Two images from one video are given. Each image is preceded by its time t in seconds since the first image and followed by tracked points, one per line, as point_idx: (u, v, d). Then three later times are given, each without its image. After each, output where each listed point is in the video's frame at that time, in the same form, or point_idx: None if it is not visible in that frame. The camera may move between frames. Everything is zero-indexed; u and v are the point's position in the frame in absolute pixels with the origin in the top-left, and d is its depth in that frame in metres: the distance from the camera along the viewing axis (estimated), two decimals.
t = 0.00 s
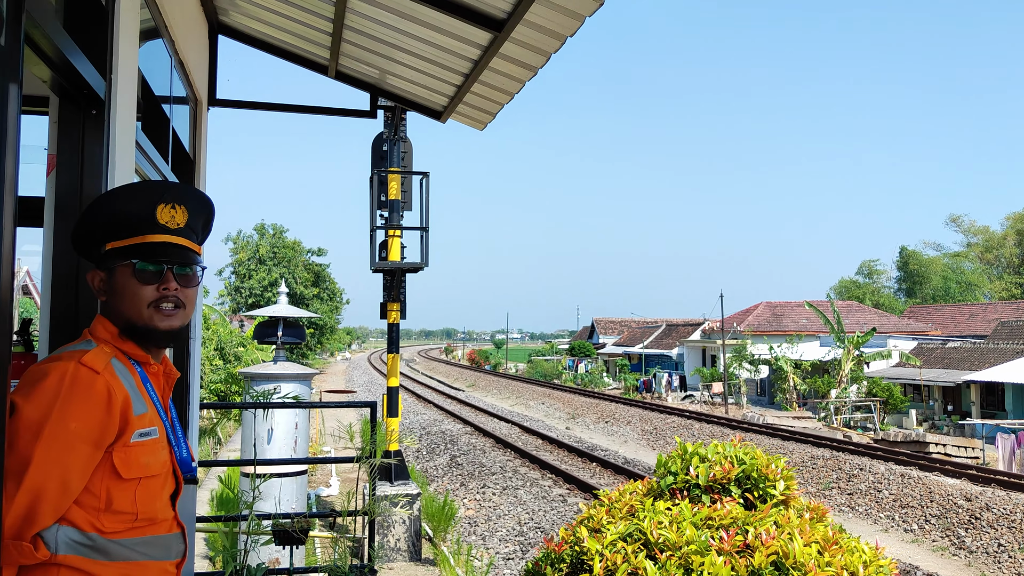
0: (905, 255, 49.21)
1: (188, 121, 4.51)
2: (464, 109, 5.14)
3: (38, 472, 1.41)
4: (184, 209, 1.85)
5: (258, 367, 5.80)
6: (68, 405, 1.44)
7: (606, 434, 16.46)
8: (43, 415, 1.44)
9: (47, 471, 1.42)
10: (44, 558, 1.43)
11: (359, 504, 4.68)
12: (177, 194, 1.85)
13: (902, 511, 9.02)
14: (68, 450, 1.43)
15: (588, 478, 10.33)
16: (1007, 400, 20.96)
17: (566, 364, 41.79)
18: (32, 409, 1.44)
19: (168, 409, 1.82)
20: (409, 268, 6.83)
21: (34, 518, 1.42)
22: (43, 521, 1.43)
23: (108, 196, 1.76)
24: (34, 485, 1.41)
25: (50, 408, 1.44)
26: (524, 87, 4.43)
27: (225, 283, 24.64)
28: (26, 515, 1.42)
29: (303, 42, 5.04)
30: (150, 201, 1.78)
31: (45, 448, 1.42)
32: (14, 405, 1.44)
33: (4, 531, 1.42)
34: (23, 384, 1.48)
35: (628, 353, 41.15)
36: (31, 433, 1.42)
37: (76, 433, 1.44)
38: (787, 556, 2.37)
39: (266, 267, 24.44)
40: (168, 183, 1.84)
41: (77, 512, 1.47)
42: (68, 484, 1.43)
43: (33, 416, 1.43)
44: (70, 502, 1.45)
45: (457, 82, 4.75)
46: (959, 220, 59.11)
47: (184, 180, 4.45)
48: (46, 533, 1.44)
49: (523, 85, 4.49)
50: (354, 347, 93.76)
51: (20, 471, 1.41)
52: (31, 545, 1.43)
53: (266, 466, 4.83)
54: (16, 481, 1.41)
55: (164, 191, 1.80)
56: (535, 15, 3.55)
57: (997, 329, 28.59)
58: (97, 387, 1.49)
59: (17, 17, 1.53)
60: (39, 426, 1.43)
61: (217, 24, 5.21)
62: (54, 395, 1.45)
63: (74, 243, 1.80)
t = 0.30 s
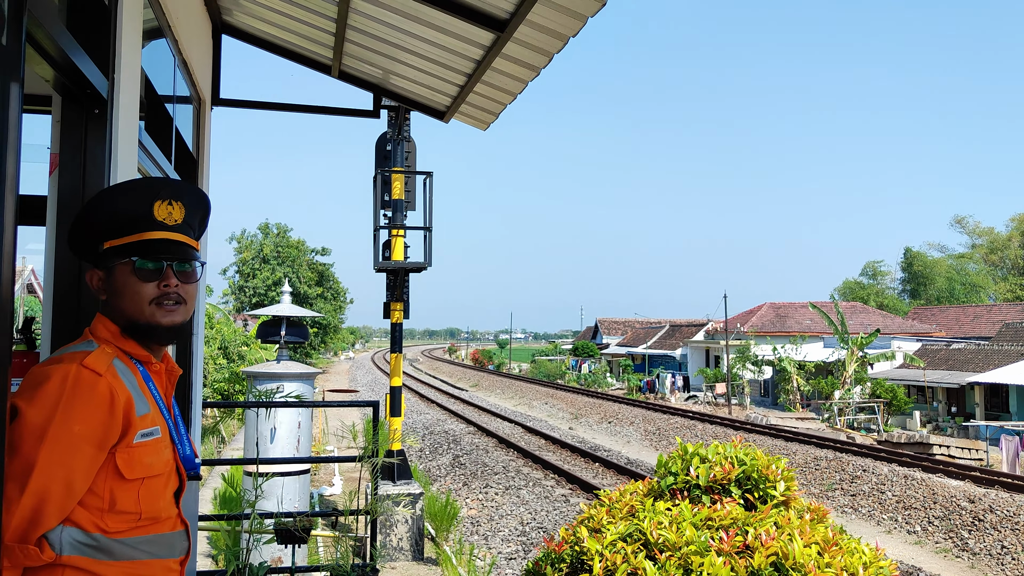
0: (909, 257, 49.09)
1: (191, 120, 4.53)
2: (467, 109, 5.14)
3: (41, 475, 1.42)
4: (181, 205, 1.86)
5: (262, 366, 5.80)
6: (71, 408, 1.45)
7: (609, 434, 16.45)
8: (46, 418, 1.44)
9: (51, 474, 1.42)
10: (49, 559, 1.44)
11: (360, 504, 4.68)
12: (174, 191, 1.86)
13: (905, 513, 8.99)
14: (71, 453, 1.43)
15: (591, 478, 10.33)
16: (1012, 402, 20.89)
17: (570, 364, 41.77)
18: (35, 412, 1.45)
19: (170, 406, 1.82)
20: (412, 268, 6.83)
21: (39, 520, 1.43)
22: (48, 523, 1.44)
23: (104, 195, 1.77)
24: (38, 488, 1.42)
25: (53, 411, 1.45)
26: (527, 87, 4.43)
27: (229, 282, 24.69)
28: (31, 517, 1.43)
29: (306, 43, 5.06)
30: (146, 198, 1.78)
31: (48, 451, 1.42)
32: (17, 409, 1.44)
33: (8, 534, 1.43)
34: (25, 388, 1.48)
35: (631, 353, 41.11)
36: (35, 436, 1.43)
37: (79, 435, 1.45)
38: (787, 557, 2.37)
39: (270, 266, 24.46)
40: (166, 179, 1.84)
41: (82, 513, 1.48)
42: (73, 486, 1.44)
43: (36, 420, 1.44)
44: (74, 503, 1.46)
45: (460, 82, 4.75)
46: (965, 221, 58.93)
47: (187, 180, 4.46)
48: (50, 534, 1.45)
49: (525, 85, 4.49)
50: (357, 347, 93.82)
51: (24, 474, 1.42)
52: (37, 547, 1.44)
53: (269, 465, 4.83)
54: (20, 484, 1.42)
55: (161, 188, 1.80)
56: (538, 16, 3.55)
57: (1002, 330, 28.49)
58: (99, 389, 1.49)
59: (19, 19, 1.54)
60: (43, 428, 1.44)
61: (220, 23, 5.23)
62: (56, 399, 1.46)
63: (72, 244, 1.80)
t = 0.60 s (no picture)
0: (914, 256, 48.94)
1: (196, 117, 4.54)
2: (472, 107, 5.14)
3: (37, 474, 1.42)
4: (185, 203, 1.86)
5: (266, 362, 5.81)
6: (69, 407, 1.45)
7: (613, 432, 16.45)
8: (42, 417, 1.45)
9: (45, 473, 1.43)
10: (44, 556, 1.45)
11: (364, 501, 4.68)
12: (178, 189, 1.86)
13: (909, 513, 8.97)
14: (67, 453, 1.44)
15: (594, 477, 10.32)
16: (1017, 402, 20.82)
17: (574, 362, 41.78)
18: (32, 411, 1.45)
19: (174, 403, 1.83)
20: (416, 265, 6.83)
21: (35, 517, 1.44)
22: (44, 519, 1.45)
23: (109, 193, 1.77)
24: (33, 485, 1.43)
25: (49, 411, 1.45)
26: (531, 85, 4.43)
27: (233, 279, 24.69)
28: (26, 515, 1.43)
29: (310, 39, 5.06)
30: (151, 196, 1.79)
31: (44, 451, 1.43)
32: (14, 408, 1.45)
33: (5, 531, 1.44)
34: (23, 386, 1.49)
35: (635, 352, 41.03)
36: (30, 435, 1.44)
37: (75, 435, 1.45)
38: (789, 556, 2.36)
39: (275, 263, 24.51)
40: (171, 176, 1.85)
41: (78, 511, 1.49)
42: (68, 484, 1.45)
43: (33, 419, 1.45)
44: (71, 501, 1.47)
45: (465, 80, 4.75)
46: (971, 220, 58.77)
47: (192, 176, 4.47)
48: (46, 531, 1.46)
49: (529, 83, 4.49)
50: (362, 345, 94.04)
51: (19, 473, 1.43)
52: (32, 544, 1.45)
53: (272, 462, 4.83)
54: (15, 483, 1.43)
55: (165, 186, 1.81)
56: (542, 13, 3.55)
57: (1008, 330, 28.38)
58: (97, 389, 1.50)
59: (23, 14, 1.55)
60: (39, 427, 1.44)
61: (225, 20, 5.24)
62: (53, 398, 1.46)
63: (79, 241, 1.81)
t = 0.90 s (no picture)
0: (918, 255, 48.84)
1: (199, 114, 4.54)
2: (475, 104, 5.14)
3: (39, 470, 1.43)
4: (187, 200, 1.87)
5: (268, 360, 5.82)
6: (70, 405, 1.46)
7: (615, 431, 16.44)
8: (44, 414, 1.45)
9: (47, 469, 1.43)
10: (46, 550, 1.46)
11: (366, 498, 4.69)
12: (180, 187, 1.86)
13: (911, 512, 8.96)
14: (70, 450, 1.45)
15: (597, 475, 10.33)
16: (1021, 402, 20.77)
17: (576, 361, 41.76)
18: (33, 408, 1.46)
19: (176, 399, 1.83)
20: (419, 263, 6.83)
21: (37, 513, 1.44)
22: (46, 515, 1.45)
23: (111, 192, 1.78)
24: (36, 481, 1.43)
25: (51, 409, 1.46)
26: (535, 83, 4.43)
27: (237, 276, 24.74)
28: (28, 511, 1.44)
29: (314, 36, 5.06)
30: (153, 194, 1.79)
31: (47, 447, 1.43)
32: (17, 404, 1.46)
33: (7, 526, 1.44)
34: (24, 384, 1.50)
35: (638, 350, 41.00)
36: (32, 432, 1.44)
37: (77, 433, 1.45)
38: (790, 555, 2.36)
39: (278, 260, 24.54)
40: (173, 175, 1.85)
41: (80, 506, 1.49)
42: (70, 480, 1.45)
43: (34, 416, 1.45)
44: (73, 497, 1.47)
45: (468, 77, 4.75)
46: (974, 219, 58.65)
47: (195, 173, 4.47)
48: (49, 526, 1.46)
49: (532, 81, 4.49)
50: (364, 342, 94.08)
51: (22, 468, 1.43)
52: (35, 539, 1.46)
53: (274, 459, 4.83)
54: (18, 478, 1.44)
55: (166, 184, 1.81)
56: (545, 11, 3.55)
57: (1011, 330, 28.32)
58: (98, 388, 1.50)
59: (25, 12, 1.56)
60: (41, 424, 1.45)
61: (229, 17, 5.25)
62: (55, 397, 1.46)
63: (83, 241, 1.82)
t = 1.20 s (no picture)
0: (923, 256, 48.67)
1: (205, 110, 4.55)
2: (480, 102, 5.13)
3: (50, 462, 1.43)
4: (193, 199, 1.87)
5: (273, 356, 5.83)
6: (81, 397, 1.46)
7: (619, 429, 16.44)
8: (55, 407, 1.46)
9: (57, 461, 1.43)
10: (56, 542, 1.46)
11: (369, 495, 4.70)
12: (186, 184, 1.86)
13: (915, 513, 8.94)
14: (80, 443, 1.45)
15: (600, 473, 10.32)
16: None
17: (580, 359, 41.76)
18: (45, 400, 1.47)
19: (181, 396, 1.83)
20: (423, 261, 6.84)
21: (48, 504, 1.45)
22: (57, 507, 1.45)
23: (118, 190, 1.78)
24: (46, 473, 1.44)
25: (62, 402, 1.46)
26: (540, 80, 4.42)
27: (242, 273, 24.81)
28: (38, 502, 1.44)
29: (319, 34, 5.06)
30: (160, 192, 1.79)
31: (57, 439, 1.43)
32: (27, 397, 1.47)
33: (16, 517, 1.45)
34: (34, 378, 1.50)
35: (642, 349, 40.97)
36: (43, 425, 1.44)
37: (87, 425, 1.46)
38: (793, 554, 2.36)
39: (283, 257, 24.59)
40: (179, 172, 1.85)
41: (89, 499, 1.49)
42: (79, 473, 1.45)
43: (45, 409, 1.46)
44: (82, 490, 1.47)
45: (473, 75, 4.75)
46: (980, 220, 58.47)
47: (200, 170, 4.48)
48: (58, 518, 1.47)
49: (538, 79, 4.48)
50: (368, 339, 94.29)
51: (33, 461, 1.44)
52: (46, 530, 1.46)
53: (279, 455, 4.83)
54: (29, 470, 1.44)
55: (174, 182, 1.82)
56: (550, 9, 3.54)
57: (1017, 331, 28.20)
58: (108, 380, 1.50)
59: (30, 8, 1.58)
60: (53, 416, 1.45)
61: (235, 13, 5.26)
62: (64, 390, 1.47)
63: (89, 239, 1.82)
